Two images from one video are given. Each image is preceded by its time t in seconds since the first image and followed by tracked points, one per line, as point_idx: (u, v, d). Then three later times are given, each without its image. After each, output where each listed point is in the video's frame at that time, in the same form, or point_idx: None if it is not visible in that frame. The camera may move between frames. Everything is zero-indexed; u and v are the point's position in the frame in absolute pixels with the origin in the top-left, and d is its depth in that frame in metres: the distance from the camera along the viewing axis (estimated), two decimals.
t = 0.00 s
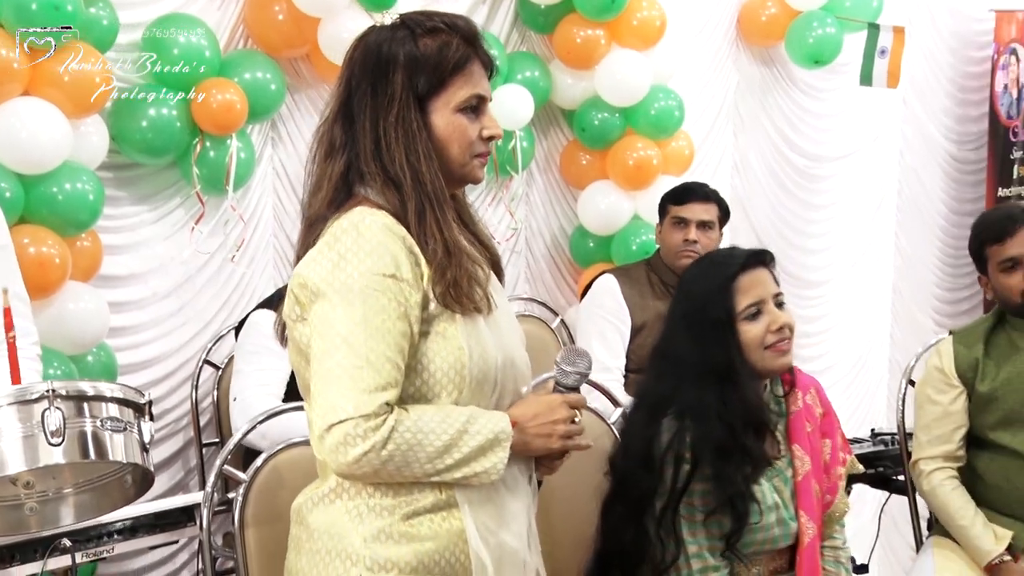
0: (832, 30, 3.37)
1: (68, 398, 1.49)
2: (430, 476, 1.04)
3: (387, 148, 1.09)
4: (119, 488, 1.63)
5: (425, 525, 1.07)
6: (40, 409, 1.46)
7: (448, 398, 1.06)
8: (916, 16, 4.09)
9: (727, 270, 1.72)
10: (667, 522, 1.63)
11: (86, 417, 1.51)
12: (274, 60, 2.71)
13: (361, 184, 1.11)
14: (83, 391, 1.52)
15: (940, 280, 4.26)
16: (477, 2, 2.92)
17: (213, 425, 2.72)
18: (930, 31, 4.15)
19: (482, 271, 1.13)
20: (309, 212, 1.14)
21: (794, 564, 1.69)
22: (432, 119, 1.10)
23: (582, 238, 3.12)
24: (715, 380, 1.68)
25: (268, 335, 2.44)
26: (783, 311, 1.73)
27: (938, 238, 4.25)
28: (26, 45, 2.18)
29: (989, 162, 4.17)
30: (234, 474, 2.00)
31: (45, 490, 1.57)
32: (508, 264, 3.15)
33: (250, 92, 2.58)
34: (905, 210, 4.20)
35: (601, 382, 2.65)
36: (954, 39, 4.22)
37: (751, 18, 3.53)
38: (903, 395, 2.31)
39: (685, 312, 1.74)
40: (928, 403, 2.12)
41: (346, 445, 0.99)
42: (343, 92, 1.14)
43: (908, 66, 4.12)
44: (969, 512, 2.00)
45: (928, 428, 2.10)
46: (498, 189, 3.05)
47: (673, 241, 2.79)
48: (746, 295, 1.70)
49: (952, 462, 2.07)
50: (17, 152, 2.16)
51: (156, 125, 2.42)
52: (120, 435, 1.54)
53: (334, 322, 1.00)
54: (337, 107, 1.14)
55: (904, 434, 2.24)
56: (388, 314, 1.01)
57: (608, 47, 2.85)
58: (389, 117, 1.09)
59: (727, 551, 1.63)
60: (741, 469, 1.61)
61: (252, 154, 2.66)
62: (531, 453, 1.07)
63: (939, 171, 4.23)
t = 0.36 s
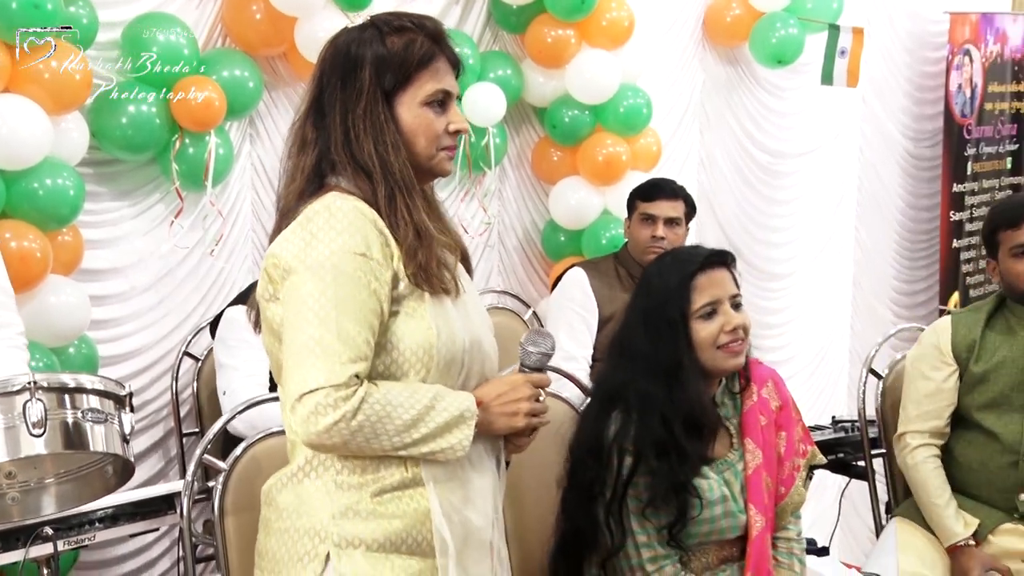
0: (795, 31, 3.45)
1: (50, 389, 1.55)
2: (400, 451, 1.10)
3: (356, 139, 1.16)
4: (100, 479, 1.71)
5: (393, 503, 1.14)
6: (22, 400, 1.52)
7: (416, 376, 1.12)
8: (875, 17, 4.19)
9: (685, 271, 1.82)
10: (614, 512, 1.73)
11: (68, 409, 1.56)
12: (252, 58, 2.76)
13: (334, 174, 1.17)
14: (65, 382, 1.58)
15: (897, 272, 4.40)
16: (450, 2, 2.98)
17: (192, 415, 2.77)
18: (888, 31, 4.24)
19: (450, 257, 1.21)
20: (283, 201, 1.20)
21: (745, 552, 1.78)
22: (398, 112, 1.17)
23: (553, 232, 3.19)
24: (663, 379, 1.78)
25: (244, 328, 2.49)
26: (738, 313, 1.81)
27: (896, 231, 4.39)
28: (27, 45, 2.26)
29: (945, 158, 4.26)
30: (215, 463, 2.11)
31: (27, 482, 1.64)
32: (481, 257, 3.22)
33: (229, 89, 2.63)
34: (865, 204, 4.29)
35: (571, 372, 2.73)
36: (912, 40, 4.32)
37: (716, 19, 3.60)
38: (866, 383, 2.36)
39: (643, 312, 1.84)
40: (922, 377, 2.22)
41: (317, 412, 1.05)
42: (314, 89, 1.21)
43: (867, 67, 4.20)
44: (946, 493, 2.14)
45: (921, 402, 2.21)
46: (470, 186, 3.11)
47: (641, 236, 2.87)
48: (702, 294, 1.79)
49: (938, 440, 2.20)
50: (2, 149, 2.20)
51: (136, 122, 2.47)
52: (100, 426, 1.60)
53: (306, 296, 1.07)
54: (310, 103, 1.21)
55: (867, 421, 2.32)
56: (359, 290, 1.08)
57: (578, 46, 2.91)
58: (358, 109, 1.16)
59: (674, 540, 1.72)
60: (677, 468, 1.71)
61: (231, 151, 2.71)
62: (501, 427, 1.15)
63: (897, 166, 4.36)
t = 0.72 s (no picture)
0: (759, 30, 3.54)
1: (31, 379, 1.66)
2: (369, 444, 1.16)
3: (325, 131, 1.21)
4: (82, 465, 1.81)
5: (363, 493, 1.20)
6: (5, 389, 1.63)
7: (384, 368, 1.19)
8: (837, 17, 4.29)
9: (666, 264, 1.89)
10: (595, 498, 1.80)
11: (50, 398, 1.67)
12: (231, 56, 2.81)
13: (300, 168, 1.23)
14: (46, 372, 1.69)
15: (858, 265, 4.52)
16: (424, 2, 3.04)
17: (173, 405, 2.83)
18: (848, 31, 4.35)
19: (416, 251, 1.27)
20: (249, 196, 1.26)
21: (719, 534, 1.87)
22: (365, 105, 1.23)
23: (526, 225, 3.25)
24: (644, 368, 1.85)
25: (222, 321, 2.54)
26: (717, 304, 1.90)
27: (856, 225, 4.51)
28: (27, 45, 2.33)
29: (902, 153, 4.35)
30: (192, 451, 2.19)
31: (10, 469, 1.75)
32: (455, 251, 3.29)
33: (207, 86, 2.68)
34: (826, 200, 4.40)
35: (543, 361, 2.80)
36: (872, 40, 4.44)
37: (683, 19, 3.69)
38: (828, 371, 2.44)
39: (622, 305, 1.90)
40: (901, 361, 2.25)
41: (287, 410, 1.11)
42: (279, 84, 1.26)
43: (830, 65, 4.31)
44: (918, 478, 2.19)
45: (900, 384, 2.24)
46: (444, 181, 3.19)
47: (613, 232, 2.94)
48: (682, 288, 1.87)
49: (913, 424, 2.24)
50: None
51: (116, 118, 2.52)
52: (83, 414, 1.70)
53: (275, 296, 1.12)
54: (275, 98, 1.26)
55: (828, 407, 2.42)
56: (327, 288, 1.13)
57: (550, 45, 2.98)
58: (326, 103, 1.21)
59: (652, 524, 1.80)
60: (660, 454, 1.78)
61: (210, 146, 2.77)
62: (467, 414, 1.21)
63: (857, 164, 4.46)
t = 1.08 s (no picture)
0: (732, 30, 3.61)
1: (21, 372, 1.70)
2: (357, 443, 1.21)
3: (321, 136, 1.24)
4: (72, 456, 1.85)
5: (349, 487, 1.26)
6: None
7: (367, 367, 1.25)
8: (808, 17, 4.37)
9: (667, 256, 1.97)
10: (589, 478, 1.90)
11: (40, 390, 1.70)
12: (216, 55, 2.86)
13: (281, 167, 1.26)
14: (37, 365, 1.72)
15: (828, 258, 4.62)
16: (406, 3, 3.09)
17: (162, 396, 2.90)
18: (818, 32, 4.42)
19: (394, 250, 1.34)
20: (227, 190, 1.28)
21: (702, 517, 1.98)
22: (362, 109, 1.27)
23: (506, 220, 3.32)
24: (647, 349, 1.94)
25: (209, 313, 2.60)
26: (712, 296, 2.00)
27: (827, 219, 4.61)
28: (28, 44, 2.41)
29: (870, 149, 4.45)
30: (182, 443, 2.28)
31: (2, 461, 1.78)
32: (437, 247, 3.35)
33: (194, 84, 2.74)
34: (798, 195, 4.49)
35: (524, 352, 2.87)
36: (840, 41, 4.52)
37: (658, 19, 3.74)
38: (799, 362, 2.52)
39: (614, 294, 2.00)
40: (842, 358, 2.43)
41: (279, 419, 1.14)
42: (267, 75, 1.26)
43: (798, 65, 4.38)
44: (870, 465, 2.35)
45: (841, 382, 2.42)
46: (426, 177, 3.24)
47: (591, 230, 3.00)
48: (682, 277, 1.96)
49: (860, 416, 2.41)
50: None
51: (105, 116, 2.58)
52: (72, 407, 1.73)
53: (266, 306, 1.15)
54: (262, 90, 1.27)
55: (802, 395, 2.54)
56: (315, 295, 1.17)
57: (528, 44, 3.04)
58: (329, 108, 1.24)
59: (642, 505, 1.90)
60: (657, 434, 1.88)
61: (197, 143, 2.83)
62: (443, 409, 1.26)
63: (827, 160, 4.57)
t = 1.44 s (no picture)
0: (710, 33, 3.70)
1: (17, 365, 1.77)
2: (369, 440, 1.35)
3: (345, 155, 1.39)
4: (67, 448, 1.90)
5: (353, 478, 1.39)
6: None
7: (367, 364, 1.41)
8: (782, 20, 4.45)
9: (650, 255, 2.07)
10: (573, 472, 1.97)
11: (35, 383, 1.77)
12: (208, 56, 2.92)
13: (295, 177, 1.37)
14: (32, 359, 1.80)
15: (804, 254, 4.71)
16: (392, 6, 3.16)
17: (155, 389, 2.97)
18: (792, 35, 4.51)
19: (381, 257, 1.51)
20: (235, 192, 1.37)
21: (681, 507, 2.08)
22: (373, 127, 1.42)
23: (491, 218, 3.39)
24: (633, 349, 2.04)
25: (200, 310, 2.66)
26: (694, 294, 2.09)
27: (803, 216, 4.69)
28: (28, 44, 2.49)
29: (843, 147, 4.54)
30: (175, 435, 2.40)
31: None
32: (423, 243, 3.42)
33: (185, 85, 2.80)
34: (772, 194, 4.58)
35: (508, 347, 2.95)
36: (814, 44, 4.60)
37: (638, 22, 3.82)
38: (772, 355, 2.64)
39: (597, 294, 2.09)
40: (792, 361, 2.63)
41: (311, 423, 1.27)
42: (290, 87, 1.37)
43: (775, 68, 4.49)
44: (828, 455, 2.54)
45: (793, 382, 2.62)
46: (414, 175, 3.31)
47: (578, 229, 3.08)
48: (665, 278, 2.05)
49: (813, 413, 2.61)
50: None
51: (99, 115, 2.63)
52: (67, 398, 1.81)
53: (297, 318, 1.27)
54: (284, 101, 1.38)
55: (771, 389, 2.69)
56: (335, 307, 1.31)
57: (512, 46, 3.11)
58: (357, 132, 1.39)
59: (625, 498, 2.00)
60: (641, 428, 1.97)
61: (189, 142, 2.89)
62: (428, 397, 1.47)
63: (802, 159, 4.64)
